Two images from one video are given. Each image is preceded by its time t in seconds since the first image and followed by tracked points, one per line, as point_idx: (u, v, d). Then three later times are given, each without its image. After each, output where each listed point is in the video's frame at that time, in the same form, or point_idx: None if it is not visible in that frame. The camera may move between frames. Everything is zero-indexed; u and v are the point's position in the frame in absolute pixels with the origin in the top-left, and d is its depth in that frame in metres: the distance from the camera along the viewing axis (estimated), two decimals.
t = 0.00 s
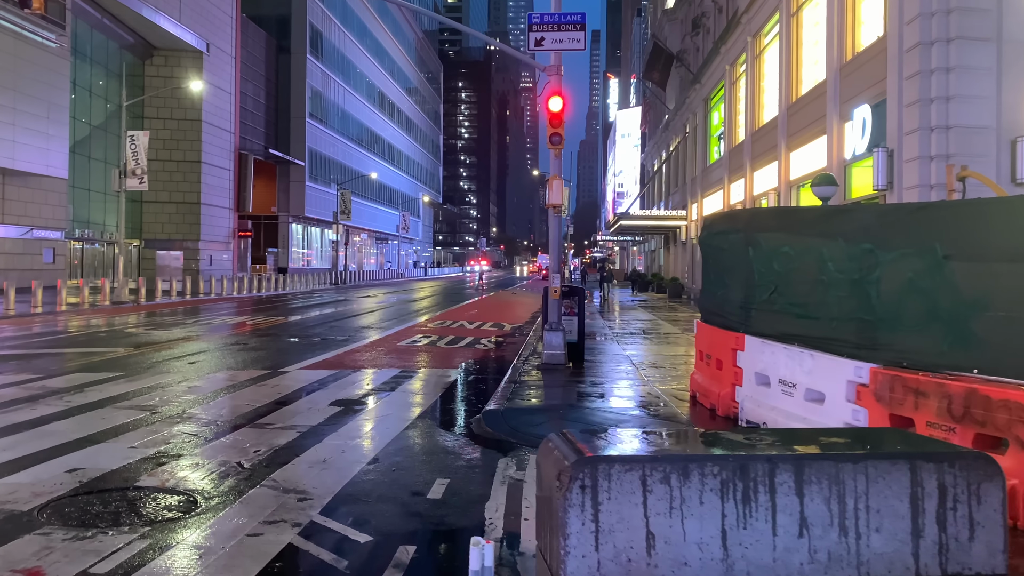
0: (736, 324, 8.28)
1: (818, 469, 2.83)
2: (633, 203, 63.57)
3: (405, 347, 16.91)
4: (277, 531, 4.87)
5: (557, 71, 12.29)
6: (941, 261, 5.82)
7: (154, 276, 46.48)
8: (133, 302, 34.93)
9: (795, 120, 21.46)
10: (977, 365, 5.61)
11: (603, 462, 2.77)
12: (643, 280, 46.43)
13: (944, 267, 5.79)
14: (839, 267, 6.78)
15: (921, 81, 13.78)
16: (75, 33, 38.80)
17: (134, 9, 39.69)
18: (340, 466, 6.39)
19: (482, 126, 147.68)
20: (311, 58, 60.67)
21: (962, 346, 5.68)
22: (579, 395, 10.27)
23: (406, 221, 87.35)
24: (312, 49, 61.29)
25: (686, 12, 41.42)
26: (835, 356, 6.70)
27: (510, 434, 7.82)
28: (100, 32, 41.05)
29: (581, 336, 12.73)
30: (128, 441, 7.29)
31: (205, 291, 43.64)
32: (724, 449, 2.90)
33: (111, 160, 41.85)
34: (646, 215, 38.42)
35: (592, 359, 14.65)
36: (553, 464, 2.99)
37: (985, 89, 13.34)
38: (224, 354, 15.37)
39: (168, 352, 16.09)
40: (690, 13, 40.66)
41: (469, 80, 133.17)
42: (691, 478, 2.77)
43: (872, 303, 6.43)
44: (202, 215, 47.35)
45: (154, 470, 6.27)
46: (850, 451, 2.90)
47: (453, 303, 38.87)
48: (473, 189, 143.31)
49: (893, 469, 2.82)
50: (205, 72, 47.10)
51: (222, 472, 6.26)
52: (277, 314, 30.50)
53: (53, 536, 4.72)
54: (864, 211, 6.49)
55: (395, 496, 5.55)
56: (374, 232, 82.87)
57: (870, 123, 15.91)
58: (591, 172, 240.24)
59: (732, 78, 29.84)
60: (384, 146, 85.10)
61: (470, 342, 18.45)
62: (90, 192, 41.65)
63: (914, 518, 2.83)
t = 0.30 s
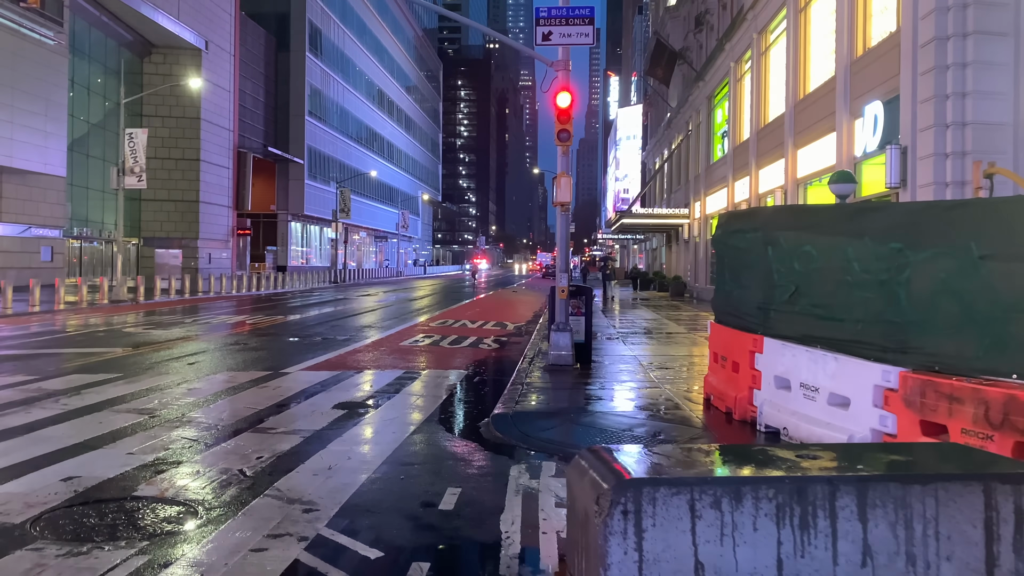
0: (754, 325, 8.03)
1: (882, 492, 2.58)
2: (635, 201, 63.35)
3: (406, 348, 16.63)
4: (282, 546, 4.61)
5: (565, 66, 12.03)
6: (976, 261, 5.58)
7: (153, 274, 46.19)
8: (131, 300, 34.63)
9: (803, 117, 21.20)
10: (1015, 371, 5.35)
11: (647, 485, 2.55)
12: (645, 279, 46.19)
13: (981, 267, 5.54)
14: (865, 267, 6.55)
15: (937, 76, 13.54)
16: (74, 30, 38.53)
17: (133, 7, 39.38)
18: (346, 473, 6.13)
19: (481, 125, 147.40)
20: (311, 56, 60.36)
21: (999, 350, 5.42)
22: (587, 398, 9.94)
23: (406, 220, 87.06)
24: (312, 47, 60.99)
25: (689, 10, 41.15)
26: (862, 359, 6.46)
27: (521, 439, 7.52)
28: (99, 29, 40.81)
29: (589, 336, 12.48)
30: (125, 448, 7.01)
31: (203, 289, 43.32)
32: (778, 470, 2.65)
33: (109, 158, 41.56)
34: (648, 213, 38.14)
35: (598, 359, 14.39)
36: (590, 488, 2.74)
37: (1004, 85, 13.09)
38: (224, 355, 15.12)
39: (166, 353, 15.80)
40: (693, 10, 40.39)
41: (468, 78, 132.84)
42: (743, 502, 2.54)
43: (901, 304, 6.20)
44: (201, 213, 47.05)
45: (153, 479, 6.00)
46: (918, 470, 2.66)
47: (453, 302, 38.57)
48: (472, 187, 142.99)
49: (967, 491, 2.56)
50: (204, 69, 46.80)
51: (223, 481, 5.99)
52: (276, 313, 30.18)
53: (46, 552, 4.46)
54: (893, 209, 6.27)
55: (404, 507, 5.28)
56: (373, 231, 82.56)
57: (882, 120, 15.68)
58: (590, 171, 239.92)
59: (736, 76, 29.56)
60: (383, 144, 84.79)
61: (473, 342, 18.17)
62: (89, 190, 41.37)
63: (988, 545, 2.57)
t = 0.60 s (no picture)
0: (767, 326, 7.80)
1: (951, 518, 2.46)
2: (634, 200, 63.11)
3: (406, 348, 16.34)
4: (280, 562, 4.34)
5: (570, 60, 11.76)
6: (1008, 259, 5.32)
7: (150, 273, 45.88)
8: (127, 300, 34.26)
9: (808, 113, 20.95)
10: None
11: (689, 510, 2.44)
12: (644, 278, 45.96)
13: (1013, 267, 5.29)
14: (887, 266, 6.35)
15: (948, 71, 13.30)
16: (70, 27, 38.21)
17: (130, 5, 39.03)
18: (348, 482, 5.85)
19: (479, 123, 147.04)
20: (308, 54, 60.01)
21: None
22: (591, 400, 9.67)
23: (403, 219, 86.75)
24: (309, 44, 60.66)
25: (690, 7, 40.87)
26: (884, 362, 6.21)
27: (528, 444, 7.25)
28: (95, 27, 40.49)
29: (593, 337, 12.21)
30: (117, 454, 6.71)
31: (200, 288, 42.97)
32: (829, 492, 2.55)
33: (106, 157, 41.22)
34: (648, 212, 37.88)
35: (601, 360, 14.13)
36: (622, 511, 2.62)
37: (1018, 80, 12.84)
38: (221, 355, 14.84)
39: (160, 354, 15.48)
40: (693, 7, 40.13)
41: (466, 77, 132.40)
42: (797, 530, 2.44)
43: (927, 304, 5.97)
44: (198, 212, 46.73)
45: (145, 488, 5.72)
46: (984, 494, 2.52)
47: (452, 301, 38.27)
48: (470, 186, 142.65)
49: None
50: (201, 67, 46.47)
51: (218, 491, 5.71)
52: (274, 312, 29.89)
53: (29, 569, 4.20)
54: (918, 206, 6.06)
55: (408, 519, 5.02)
56: (371, 229, 82.24)
57: (890, 116, 15.45)
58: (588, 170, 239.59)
59: (739, 73, 29.29)
60: (381, 142, 84.48)
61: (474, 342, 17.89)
62: (85, 189, 41.04)
63: None
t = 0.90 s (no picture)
0: (780, 329, 7.53)
1: None
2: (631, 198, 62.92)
3: (402, 350, 16.03)
4: None
5: (571, 53, 11.46)
6: None
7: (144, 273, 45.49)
8: (121, 300, 33.85)
9: (810, 111, 20.66)
10: None
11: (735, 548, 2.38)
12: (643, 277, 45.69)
13: None
14: (908, 266, 6.10)
15: (958, 66, 13.06)
16: (63, 25, 37.81)
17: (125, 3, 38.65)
18: (343, 495, 5.53)
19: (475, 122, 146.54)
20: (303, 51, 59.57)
21: None
22: (593, 405, 9.35)
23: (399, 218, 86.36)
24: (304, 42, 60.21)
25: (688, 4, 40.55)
26: (906, 367, 5.92)
27: (529, 452, 6.95)
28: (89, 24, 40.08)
29: (595, 339, 11.91)
30: (99, 464, 6.38)
31: (195, 288, 42.59)
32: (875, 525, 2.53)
33: (100, 155, 40.82)
34: (646, 211, 37.58)
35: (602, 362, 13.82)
36: (653, 549, 2.53)
37: None
38: (214, 357, 14.51)
39: (153, 356, 15.12)
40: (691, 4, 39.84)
41: (462, 76, 132.08)
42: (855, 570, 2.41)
43: (952, 307, 5.69)
44: (193, 211, 46.35)
45: (128, 502, 5.39)
46: None
47: (448, 301, 37.91)
48: (466, 185, 142.23)
49: None
50: (195, 65, 46.06)
51: (206, 504, 5.39)
52: (268, 312, 29.57)
53: None
54: (943, 203, 5.81)
55: (406, 537, 4.70)
56: (366, 229, 81.82)
57: (896, 112, 15.20)
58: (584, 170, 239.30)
59: (739, 70, 28.98)
60: (377, 142, 84.06)
61: (472, 343, 17.57)
62: (79, 187, 40.67)
63: None
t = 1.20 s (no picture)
0: (791, 332, 7.28)
1: None
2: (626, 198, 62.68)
3: (398, 352, 15.74)
4: None
5: (571, 48, 11.18)
6: None
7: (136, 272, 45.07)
8: (112, 300, 33.45)
9: (809, 108, 20.41)
10: None
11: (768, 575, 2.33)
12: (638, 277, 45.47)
13: None
14: (928, 267, 5.85)
15: (962, 62, 12.82)
16: (54, 23, 37.35)
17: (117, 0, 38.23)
18: (338, 509, 5.24)
19: (469, 122, 146.17)
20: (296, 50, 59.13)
21: None
22: (595, 409, 9.10)
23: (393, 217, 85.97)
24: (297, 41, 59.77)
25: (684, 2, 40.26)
26: (926, 372, 5.66)
27: (531, 460, 6.68)
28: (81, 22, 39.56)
29: (595, 341, 11.65)
30: (81, 475, 6.06)
31: (188, 288, 42.21)
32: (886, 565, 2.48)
33: (91, 154, 40.38)
34: (642, 210, 37.34)
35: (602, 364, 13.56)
36: None
37: None
38: (206, 360, 14.19)
39: (143, 358, 14.78)
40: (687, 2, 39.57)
41: (456, 75, 131.61)
42: None
43: (976, 310, 5.43)
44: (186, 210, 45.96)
45: (110, 518, 5.08)
46: None
47: (443, 301, 37.60)
48: (460, 184, 141.85)
49: None
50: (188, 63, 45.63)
51: (192, 519, 5.09)
52: (262, 313, 29.26)
53: None
54: (966, 201, 5.56)
55: (405, 557, 4.42)
56: (360, 228, 81.43)
57: (898, 110, 14.95)
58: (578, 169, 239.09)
59: (736, 68, 28.70)
60: (370, 141, 83.69)
61: (468, 345, 17.29)
62: (70, 186, 40.24)
63: None
